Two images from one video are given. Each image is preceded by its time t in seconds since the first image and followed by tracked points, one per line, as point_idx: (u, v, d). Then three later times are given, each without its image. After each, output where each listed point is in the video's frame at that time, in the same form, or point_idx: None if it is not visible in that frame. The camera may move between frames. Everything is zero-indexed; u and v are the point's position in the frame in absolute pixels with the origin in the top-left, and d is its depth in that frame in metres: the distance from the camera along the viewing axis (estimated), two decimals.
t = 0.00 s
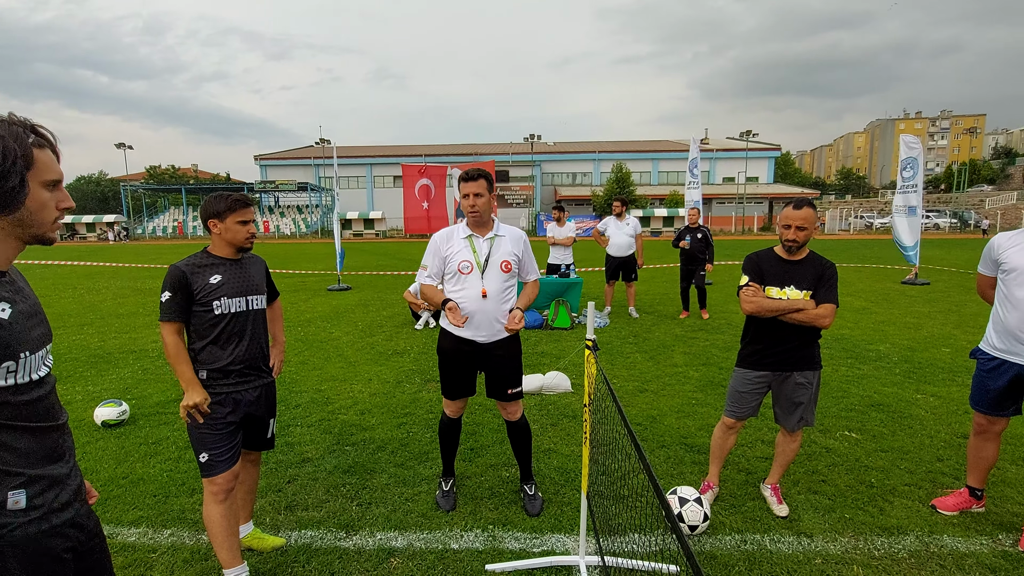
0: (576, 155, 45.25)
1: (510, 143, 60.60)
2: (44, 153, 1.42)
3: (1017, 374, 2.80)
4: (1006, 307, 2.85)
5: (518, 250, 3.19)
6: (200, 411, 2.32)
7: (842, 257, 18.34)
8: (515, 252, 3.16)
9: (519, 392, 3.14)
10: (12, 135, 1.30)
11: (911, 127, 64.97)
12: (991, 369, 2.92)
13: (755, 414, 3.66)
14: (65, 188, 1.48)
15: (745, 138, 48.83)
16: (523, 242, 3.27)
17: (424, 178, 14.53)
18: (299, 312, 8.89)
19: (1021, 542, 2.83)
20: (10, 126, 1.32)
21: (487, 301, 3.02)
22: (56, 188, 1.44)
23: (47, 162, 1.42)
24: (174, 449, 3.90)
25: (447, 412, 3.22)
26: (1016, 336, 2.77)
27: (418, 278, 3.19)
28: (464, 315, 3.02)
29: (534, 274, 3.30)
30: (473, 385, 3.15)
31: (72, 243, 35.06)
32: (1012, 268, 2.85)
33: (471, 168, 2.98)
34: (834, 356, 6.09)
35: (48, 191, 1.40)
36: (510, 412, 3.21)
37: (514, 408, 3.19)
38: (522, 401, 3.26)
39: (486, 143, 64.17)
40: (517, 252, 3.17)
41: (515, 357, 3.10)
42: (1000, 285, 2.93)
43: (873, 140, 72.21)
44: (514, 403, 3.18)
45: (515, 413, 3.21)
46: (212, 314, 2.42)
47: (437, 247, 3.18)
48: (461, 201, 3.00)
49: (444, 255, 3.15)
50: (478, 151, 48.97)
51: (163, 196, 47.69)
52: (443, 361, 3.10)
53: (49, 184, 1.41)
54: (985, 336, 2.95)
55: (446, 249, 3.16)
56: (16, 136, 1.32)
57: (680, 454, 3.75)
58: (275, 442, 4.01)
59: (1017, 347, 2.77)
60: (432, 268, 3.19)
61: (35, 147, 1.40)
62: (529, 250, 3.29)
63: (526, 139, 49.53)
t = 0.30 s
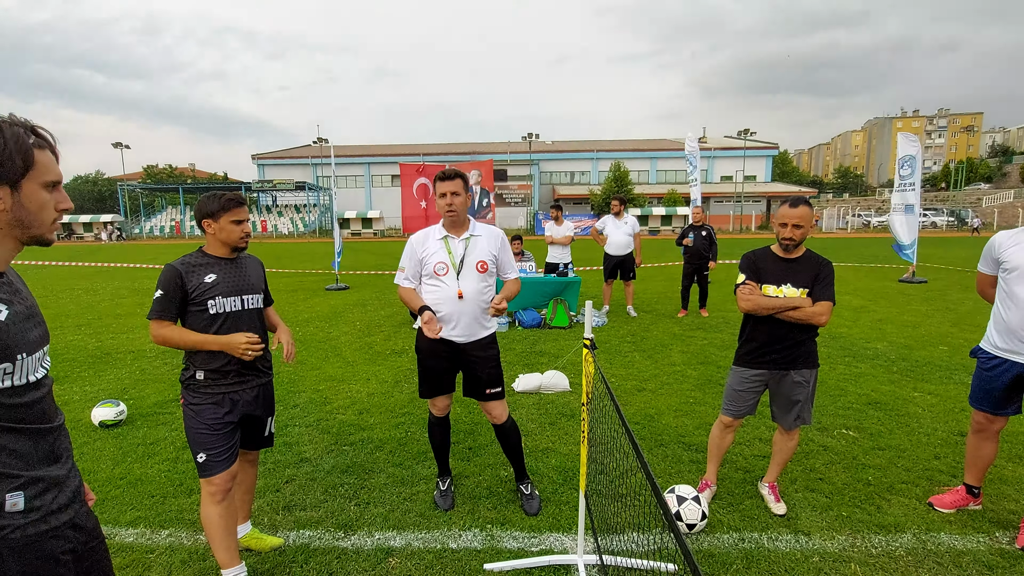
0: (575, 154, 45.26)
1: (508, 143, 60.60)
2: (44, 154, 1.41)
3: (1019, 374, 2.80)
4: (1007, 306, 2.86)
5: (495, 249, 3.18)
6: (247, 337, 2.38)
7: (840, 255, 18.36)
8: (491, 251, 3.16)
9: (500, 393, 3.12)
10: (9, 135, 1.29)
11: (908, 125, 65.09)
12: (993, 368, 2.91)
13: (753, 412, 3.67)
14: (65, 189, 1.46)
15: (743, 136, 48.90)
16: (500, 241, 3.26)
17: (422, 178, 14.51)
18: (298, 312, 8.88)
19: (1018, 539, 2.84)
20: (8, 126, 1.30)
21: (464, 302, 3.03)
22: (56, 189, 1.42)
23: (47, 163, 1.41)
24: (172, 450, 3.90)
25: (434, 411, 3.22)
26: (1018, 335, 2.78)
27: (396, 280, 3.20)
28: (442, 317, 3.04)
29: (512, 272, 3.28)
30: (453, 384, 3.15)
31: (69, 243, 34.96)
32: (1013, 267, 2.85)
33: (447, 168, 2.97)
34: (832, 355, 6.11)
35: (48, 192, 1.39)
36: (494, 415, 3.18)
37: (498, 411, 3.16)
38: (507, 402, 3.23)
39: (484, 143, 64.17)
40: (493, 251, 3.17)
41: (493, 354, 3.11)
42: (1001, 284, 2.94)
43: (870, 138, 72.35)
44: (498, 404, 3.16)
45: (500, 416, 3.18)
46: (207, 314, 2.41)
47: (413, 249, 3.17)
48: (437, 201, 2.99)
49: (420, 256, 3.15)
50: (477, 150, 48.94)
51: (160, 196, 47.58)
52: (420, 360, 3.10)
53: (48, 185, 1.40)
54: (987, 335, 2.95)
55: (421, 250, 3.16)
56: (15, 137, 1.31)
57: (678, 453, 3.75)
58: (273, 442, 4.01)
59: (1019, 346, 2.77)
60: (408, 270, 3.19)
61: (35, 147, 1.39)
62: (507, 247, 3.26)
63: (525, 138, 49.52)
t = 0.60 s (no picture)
0: (573, 153, 45.26)
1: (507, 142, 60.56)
2: (40, 152, 1.41)
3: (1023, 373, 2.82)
4: (1010, 306, 2.87)
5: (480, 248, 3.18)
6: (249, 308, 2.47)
7: (839, 254, 18.36)
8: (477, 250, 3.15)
9: (490, 390, 3.12)
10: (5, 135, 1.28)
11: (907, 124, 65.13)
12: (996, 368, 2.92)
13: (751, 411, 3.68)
14: (62, 188, 1.47)
15: (742, 135, 48.91)
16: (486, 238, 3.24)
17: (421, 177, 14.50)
18: (297, 311, 8.88)
19: (1015, 536, 2.84)
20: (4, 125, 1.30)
21: (447, 301, 3.04)
22: (53, 189, 1.43)
23: (44, 162, 1.41)
24: (171, 450, 3.90)
25: (428, 411, 3.21)
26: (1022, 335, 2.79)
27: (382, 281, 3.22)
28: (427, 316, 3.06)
29: (505, 263, 3.07)
30: (444, 382, 3.16)
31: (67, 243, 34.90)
32: (1017, 267, 2.86)
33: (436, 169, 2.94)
34: (830, 353, 6.12)
35: (45, 192, 1.39)
36: (485, 413, 3.16)
37: (490, 410, 3.14)
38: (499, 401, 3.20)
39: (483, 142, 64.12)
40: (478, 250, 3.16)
41: (482, 351, 3.12)
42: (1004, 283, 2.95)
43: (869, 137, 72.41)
44: (489, 403, 3.14)
45: (492, 415, 3.16)
46: (204, 314, 2.42)
47: (398, 249, 3.19)
48: (425, 204, 2.99)
49: (404, 256, 3.17)
50: (475, 149, 49.09)
51: (159, 196, 47.50)
52: (410, 359, 3.11)
53: (45, 184, 1.40)
54: (991, 335, 2.96)
55: (406, 251, 3.17)
56: (11, 137, 1.31)
57: (677, 452, 3.76)
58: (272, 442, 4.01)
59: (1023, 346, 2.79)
60: (394, 270, 3.21)
61: (31, 147, 1.39)
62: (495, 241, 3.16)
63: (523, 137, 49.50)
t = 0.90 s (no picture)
0: (571, 152, 45.24)
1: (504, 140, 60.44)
2: (36, 151, 1.40)
3: None
4: (1015, 305, 2.87)
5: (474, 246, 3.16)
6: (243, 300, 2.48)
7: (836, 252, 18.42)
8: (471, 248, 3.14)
9: (487, 388, 3.14)
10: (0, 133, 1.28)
11: (904, 123, 65.31)
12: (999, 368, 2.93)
13: (749, 409, 3.68)
14: (58, 186, 1.46)
15: (739, 134, 48.96)
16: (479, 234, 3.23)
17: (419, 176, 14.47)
18: (295, 310, 8.86)
19: (1012, 533, 2.86)
20: None
21: (443, 300, 3.04)
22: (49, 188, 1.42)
23: (40, 161, 1.40)
24: (169, 449, 3.89)
25: (426, 409, 3.22)
26: None
27: (379, 283, 3.22)
28: (424, 316, 3.06)
29: (500, 260, 3.03)
30: (442, 380, 3.16)
31: (63, 242, 34.71)
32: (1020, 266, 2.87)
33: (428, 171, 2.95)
34: (828, 351, 6.13)
35: (41, 190, 1.39)
36: (482, 410, 3.18)
37: (487, 407, 3.16)
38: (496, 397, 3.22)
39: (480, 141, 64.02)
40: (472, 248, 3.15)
41: (479, 350, 3.12)
42: (1008, 282, 2.96)
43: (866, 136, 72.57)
44: (485, 400, 3.16)
45: (489, 411, 3.18)
46: (202, 314, 2.42)
47: (392, 251, 3.19)
48: (421, 206, 2.98)
49: (399, 258, 3.17)
50: (473, 148, 49.02)
51: (156, 195, 47.33)
52: (407, 357, 3.10)
53: (41, 183, 1.39)
54: (994, 334, 2.97)
55: (401, 251, 3.17)
56: (6, 136, 1.30)
57: (676, 450, 3.77)
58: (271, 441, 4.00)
59: None
60: (389, 271, 3.21)
61: (27, 145, 1.38)
62: (489, 237, 3.13)
63: (521, 136, 49.45)
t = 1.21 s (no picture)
0: (570, 151, 45.24)
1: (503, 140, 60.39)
2: (29, 149, 1.39)
3: None
4: (1016, 305, 2.88)
5: (473, 244, 3.17)
6: (236, 300, 2.42)
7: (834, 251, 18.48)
8: (471, 246, 3.15)
9: (485, 386, 3.14)
10: None
11: (901, 121, 65.43)
12: (1000, 368, 2.94)
13: (747, 408, 3.69)
14: (51, 184, 1.45)
15: (738, 133, 49.00)
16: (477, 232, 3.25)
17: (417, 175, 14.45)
18: (293, 310, 8.84)
19: (1009, 530, 2.87)
20: None
21: (447, 299, 3.04)
22: (43, 187, 1.42)
23: (33, 159, 1.39)
24: (167, 448, 3.88)
25: (425, 408, 3.22)
26: None
27: (377, 284, 3.17)
28: (427, 316, 3.05)
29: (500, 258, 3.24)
30: (441, 379, 3.15)
31: (59, 241, 34.57)
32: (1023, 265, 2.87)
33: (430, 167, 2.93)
34: (826, 350, 6.15)
35: (34, 189, 1.38)
36: (480, 408, 3.18)
37: (486, 405, 3.17)
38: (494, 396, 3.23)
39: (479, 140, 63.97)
40: (471, 246, 3.16)
41: (479, 348, 3.13)
42: (1010, 282, 2.97)
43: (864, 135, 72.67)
44: (484, 398, 3.16)
45: (487, 409, 3.19)
46: (202, 313, 2.42)
47: (391, 251, 3.14)
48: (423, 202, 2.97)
49: (398, 257, 3.13)
50: (471, 147, 48.98)
51: (153, 194, 47.19)
52: (406, 356, 3.10)
53: (34, 181, 1.39)
54: (996, 334, 2.98)
55: (400, 251, 3.14)
56: None
57: (673, 448, 3.78)
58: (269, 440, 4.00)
59: None
60: (388, 272, 3.16)
61: (20, 143, 1.37)
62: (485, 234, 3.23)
63: (520, 135, 49.41)
